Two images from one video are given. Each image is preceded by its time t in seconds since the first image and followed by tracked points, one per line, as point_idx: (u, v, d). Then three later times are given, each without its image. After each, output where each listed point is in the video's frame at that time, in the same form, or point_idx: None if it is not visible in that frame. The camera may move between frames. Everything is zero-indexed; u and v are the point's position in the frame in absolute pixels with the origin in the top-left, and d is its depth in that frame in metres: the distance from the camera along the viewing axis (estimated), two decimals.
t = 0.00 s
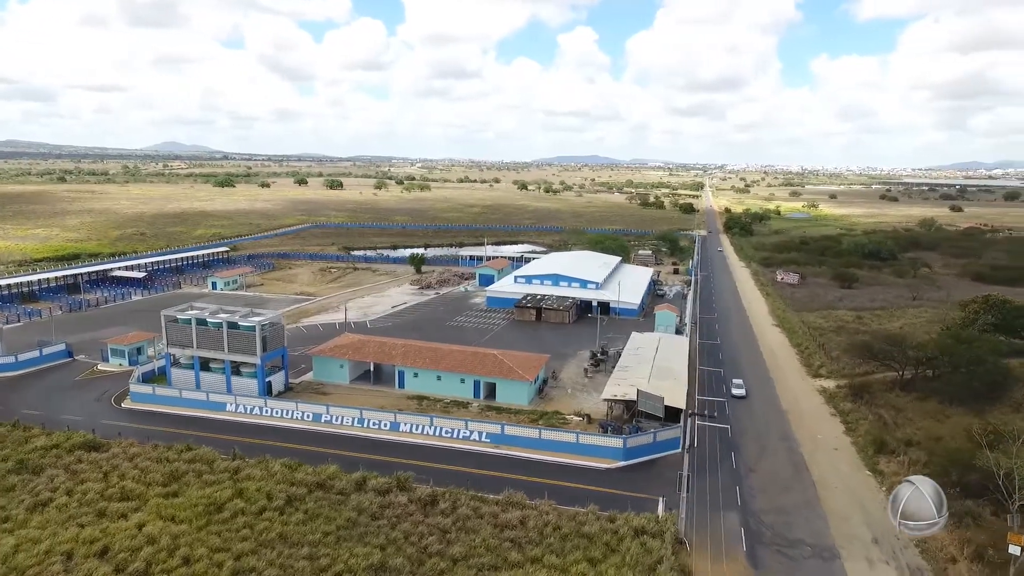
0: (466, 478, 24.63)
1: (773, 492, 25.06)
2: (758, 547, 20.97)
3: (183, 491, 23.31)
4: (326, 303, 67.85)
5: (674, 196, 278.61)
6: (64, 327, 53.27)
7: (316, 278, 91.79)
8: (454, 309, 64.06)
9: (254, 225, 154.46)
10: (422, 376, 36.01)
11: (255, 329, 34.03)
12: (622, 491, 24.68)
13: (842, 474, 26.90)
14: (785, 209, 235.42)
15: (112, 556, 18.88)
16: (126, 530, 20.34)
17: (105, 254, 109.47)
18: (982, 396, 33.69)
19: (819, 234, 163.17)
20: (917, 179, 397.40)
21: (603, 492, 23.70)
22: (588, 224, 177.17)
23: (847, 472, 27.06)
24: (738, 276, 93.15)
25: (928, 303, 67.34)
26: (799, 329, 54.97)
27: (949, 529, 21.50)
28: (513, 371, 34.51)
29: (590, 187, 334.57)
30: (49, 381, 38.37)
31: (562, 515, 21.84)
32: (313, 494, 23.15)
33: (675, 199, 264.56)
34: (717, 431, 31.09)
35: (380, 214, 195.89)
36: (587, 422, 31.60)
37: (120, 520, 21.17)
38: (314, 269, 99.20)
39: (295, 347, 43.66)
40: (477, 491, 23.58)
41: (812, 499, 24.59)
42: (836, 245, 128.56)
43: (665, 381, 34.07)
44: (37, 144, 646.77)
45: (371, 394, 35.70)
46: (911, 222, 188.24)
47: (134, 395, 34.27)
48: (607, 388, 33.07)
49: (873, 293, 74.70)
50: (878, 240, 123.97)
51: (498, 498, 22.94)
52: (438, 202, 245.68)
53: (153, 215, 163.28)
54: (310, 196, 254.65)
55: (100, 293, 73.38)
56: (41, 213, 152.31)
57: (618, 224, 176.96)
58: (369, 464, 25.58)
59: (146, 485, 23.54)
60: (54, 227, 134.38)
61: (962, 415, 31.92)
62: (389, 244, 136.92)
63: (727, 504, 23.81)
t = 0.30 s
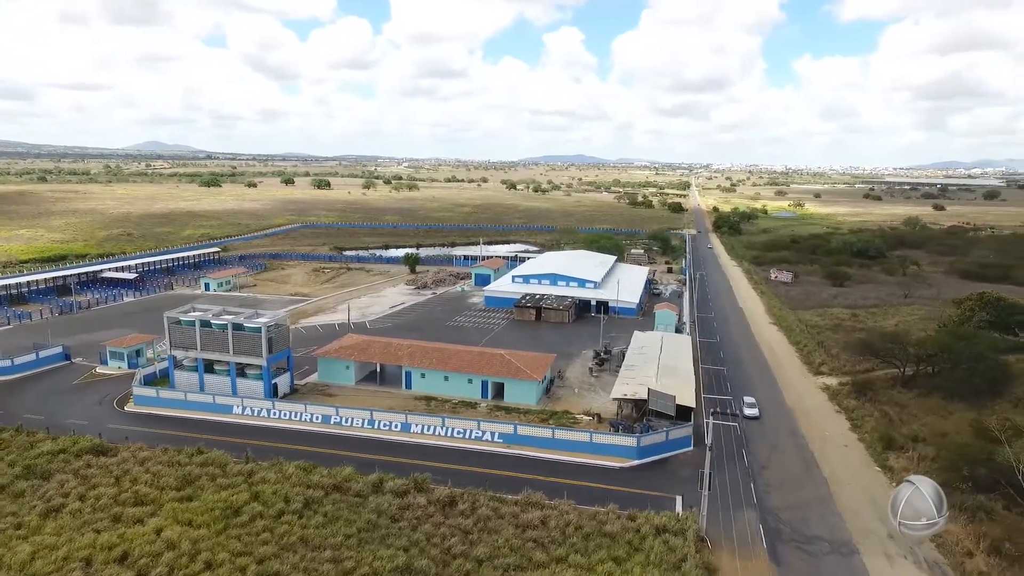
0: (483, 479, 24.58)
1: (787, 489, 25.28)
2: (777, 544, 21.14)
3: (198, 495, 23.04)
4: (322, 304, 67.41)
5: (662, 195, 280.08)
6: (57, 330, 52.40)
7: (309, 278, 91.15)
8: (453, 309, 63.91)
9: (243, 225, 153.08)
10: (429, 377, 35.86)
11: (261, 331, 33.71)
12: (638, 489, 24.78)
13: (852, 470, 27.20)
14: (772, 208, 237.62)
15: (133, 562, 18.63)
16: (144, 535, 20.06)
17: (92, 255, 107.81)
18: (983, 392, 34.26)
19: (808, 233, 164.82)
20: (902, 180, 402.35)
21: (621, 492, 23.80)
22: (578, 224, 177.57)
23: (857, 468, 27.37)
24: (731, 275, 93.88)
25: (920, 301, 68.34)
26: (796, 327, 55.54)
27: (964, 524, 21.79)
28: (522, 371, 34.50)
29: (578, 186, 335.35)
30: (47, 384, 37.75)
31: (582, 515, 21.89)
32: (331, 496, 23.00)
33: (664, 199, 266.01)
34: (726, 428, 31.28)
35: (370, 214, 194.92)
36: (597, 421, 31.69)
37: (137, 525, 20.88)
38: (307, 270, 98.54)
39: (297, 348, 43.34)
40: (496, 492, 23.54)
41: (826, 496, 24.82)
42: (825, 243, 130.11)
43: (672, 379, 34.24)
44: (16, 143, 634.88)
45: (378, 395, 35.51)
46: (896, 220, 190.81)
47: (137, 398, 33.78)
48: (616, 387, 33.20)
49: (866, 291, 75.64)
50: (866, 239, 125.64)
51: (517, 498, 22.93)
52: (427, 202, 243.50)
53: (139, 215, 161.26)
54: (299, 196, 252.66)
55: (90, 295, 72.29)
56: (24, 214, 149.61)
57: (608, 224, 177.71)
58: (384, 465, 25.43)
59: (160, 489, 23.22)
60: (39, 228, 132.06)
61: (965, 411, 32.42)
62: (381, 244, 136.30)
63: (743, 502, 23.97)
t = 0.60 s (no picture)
0: (497, 479, 24.53)
1: (797, 485, 25.58)
2: (793, 540, 21.40)
3: (210, 500, 22.72)
4: (316, 304, 66.83)
5: (648, 195, 281.51)
6: (46, 333, 51.33)
7: (300, 279, 90.33)
8: (449, 309, 63.69)
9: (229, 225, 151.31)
10: (434, 377, 35.72)
11: (264, 332, 33.29)
12: (652, 488, 24.88)
13: (858, 465, 27.59)
14: (756, 207, 239.95)
15: (151, 569, 18.32)
16: (160, 541, 19.76)
17: (75, 256, 105.76)
18: (979, 387, 34.95)
19: (793, 232, 166.76)
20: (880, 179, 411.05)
21: (636, 490, 23.90)
22: (566, 223, 177.87)
23: (863, 463, 27.76)
24: (721, 273, 94.73)
25: (908, 299, 69.51)
26: (791, 325, 56.20)
27: (972, 517, 22.26)
28: (527, 371, 34.49)
29: (564, 185, 335.85)
30: (42, 389, 37.04)
31: (600, 513, 21.95)
32: (346, 499, 22.80)
33: (650, 198, 268.27)
34: (732, 426, 31.52)
35: (356, 213, 193.49)
36: (605, 420, 31.77)
37: (151, 530, 20.55)
38: (297, 270, 97.69)
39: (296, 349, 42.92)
40: (512, 492, 23.50)
41: (837, 491, 25.11)
42: (810, 241, 131.79)
43: (677, 378, 34.47)
44: None
45: (383, 396, 35.30)
46: (878, 219, 193.98)
47: (137, 402, 33.23)
48: (622, 386, 33.32)
49: (855, 288, 76.76)
50: (851, 237, 127.50)
51: (534, 498, 22.92)
52: (413, 201, 241.64)
53: (122, 216, 158.73)
54: (283, 196, 249.98)
55: (77, 297, 70.93)
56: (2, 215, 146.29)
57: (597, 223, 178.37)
58: (397, 467, 25.26)
59: (171, 494, 22.86)
60: (18, 229, 129.22)
61: (964, 406, 33.07)
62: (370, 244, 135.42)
63: (756, 498, 24.20)
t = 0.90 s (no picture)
0: (510, 479, 24.53)
1: (806, 481, 25.92)
2: (807, 534, 21.70)
3: (222, 504, 22.41)
4: (308, 306, 66.23)
5: (632, 194, 283.18)
6: (33, 337, 50.22)
7: (289, 280, 89.47)
8: (443, 309, 63.46)
9: (212, 226, 149.17)
10: (438, 378, 35.58)
11: (266, 334, 32.91)
12: (664, 485, 25.05)
13: (863, 460, 28.05)
14: (738, 206, 242.72)
15: None
16: (175, 547, 19.43)
17: (55, 258, 103.54)
18: (973, 382, 35.76)
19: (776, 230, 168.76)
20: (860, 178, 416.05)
21: (650, 488, 24.05)
22: (552, 223, 178.36)
23: (867, 458, 28.20)
24: (710, 272, 95.72)
25: (894, 296, 70.88)
26: (783, 323, 56.96)
27: (978, 510, 22.85)
28: (532, 371, 34.50)
29: (548, 185, 336.61)
30: (35, 394, 36.23)
31: (616, 512, 22.05)
32: (360, 501, 22.62)
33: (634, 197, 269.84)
34: (736, 423, 31.85)
35: (341, 213, 191.99)
36: (610, 419, 31.92)
37: (164, 537, 20.20)
38: (284, 271, 96.62)
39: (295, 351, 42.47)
40: (527, 492, 23.49)
41: (844, 487, 25.48)
42: (794, 240, 133.76)
43: (680, 376, 34.76)
44: None
45: (386, 398, 35.09)
46: (859, 217, 197.23)
47: (136, 406, 32.65)
48: (627, 384, 33.50)
49: (841, 286, 78.06)
50: (834, 236, 129.67)
51: (549, 497, 22.94)
52: (398, 201, 240.35)
53: (101, 216, 155.64)
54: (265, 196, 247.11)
55: (61, 299, 69.49)
56: None
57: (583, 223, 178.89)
58: (409, 469, 25.12)
59: (181, 499, 22.50)
60: None
61: (960, 400, 33.83)
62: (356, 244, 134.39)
63: (767, 494, 24.50)
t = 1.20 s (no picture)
0: (525, 479, 24.52)
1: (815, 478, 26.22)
2: (822, 530, 21.95)
3: (235, 509, 22.15)
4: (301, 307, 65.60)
5: (617, 193, 284.79)
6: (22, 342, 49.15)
7: (279, 281, 88.59)
8: (438, 309, 63.25)
9: (196, 226, 147.13)
10: (443, 379, 35.43)
11: (270, 336, 32.51)
12: (677, 483, 25.18)
13: (868, 456, 28.48)
14: (722, 205, 245.19)
15: None
16: (193, 553, 19.18)
17: (36, 260, 101.36)
18: (969, 378, 36.51)
19: (761, 229, 170.70)
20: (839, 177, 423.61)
21: (664, 486, 24.20)
22: (539, 222, 178.61)
23: (872, 454, 28.61)
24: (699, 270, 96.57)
25: (883, 293, 72.10)
26: (777, 321, 57.64)
27: (985, 503, 23.34)
28: (537, 370, 34.51)
29: (534, 184, 337.07)
30: (29, 399, 35.50)
31: (633, 510, 22.14)
32: (376, 504, 22.50)
33: (620, 197, 271.17)
34: (742, 420, 32.14)
35: (327, 213, 190.49)
36: (617, 418, 32.07)
37: (180, 543, 19.93)
38: (274, 272, 95.65)
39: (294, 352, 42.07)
40: (543, 492, 23.51)
41: (854, 484, 25.79)
42: (780, 238, 135.49)
43: (684, 375, 35.02)
44: None
45: (391, 399, 34.89)
46: (840, 216, 200.30)
47: (136, 410, 32.13)
48: (632, 383, 33.67)
49: (830, 284, 79.21)
50: (819, 235, 131.55)
51: (565, 497, 22.97)
52: (383, 201, 238.99)
53: (82, 217, 152.77)
54: (249, 196, 244.18)
55: (47, 302, 68.13)
56: None
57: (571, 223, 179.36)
58: (423, 470, 24.99)
59: (194, 505, 22.20)
60: None
61: (957, 395, 34.52)
62: (344, 244, 133.45)
63: (779, 491, 24.75)
